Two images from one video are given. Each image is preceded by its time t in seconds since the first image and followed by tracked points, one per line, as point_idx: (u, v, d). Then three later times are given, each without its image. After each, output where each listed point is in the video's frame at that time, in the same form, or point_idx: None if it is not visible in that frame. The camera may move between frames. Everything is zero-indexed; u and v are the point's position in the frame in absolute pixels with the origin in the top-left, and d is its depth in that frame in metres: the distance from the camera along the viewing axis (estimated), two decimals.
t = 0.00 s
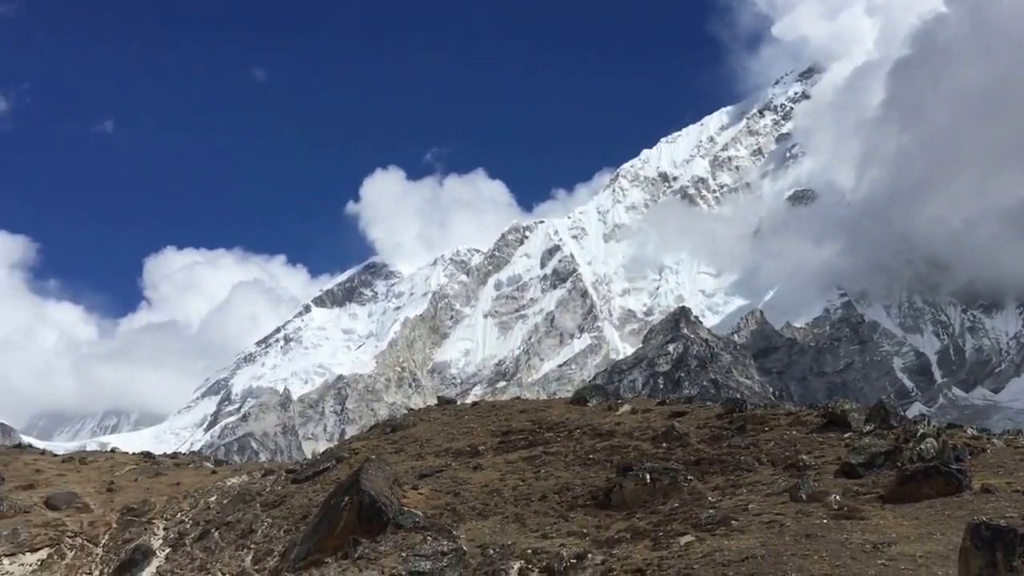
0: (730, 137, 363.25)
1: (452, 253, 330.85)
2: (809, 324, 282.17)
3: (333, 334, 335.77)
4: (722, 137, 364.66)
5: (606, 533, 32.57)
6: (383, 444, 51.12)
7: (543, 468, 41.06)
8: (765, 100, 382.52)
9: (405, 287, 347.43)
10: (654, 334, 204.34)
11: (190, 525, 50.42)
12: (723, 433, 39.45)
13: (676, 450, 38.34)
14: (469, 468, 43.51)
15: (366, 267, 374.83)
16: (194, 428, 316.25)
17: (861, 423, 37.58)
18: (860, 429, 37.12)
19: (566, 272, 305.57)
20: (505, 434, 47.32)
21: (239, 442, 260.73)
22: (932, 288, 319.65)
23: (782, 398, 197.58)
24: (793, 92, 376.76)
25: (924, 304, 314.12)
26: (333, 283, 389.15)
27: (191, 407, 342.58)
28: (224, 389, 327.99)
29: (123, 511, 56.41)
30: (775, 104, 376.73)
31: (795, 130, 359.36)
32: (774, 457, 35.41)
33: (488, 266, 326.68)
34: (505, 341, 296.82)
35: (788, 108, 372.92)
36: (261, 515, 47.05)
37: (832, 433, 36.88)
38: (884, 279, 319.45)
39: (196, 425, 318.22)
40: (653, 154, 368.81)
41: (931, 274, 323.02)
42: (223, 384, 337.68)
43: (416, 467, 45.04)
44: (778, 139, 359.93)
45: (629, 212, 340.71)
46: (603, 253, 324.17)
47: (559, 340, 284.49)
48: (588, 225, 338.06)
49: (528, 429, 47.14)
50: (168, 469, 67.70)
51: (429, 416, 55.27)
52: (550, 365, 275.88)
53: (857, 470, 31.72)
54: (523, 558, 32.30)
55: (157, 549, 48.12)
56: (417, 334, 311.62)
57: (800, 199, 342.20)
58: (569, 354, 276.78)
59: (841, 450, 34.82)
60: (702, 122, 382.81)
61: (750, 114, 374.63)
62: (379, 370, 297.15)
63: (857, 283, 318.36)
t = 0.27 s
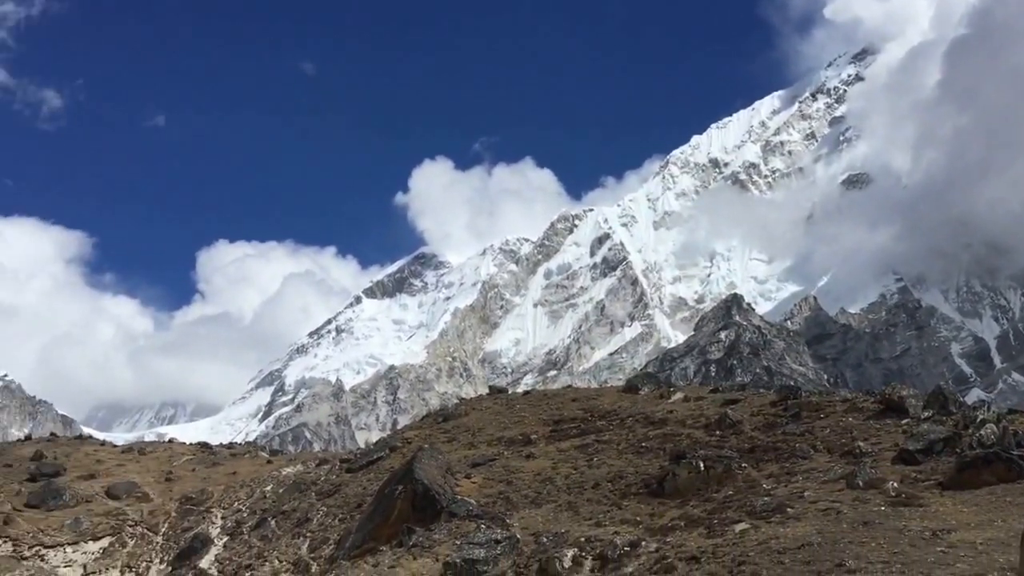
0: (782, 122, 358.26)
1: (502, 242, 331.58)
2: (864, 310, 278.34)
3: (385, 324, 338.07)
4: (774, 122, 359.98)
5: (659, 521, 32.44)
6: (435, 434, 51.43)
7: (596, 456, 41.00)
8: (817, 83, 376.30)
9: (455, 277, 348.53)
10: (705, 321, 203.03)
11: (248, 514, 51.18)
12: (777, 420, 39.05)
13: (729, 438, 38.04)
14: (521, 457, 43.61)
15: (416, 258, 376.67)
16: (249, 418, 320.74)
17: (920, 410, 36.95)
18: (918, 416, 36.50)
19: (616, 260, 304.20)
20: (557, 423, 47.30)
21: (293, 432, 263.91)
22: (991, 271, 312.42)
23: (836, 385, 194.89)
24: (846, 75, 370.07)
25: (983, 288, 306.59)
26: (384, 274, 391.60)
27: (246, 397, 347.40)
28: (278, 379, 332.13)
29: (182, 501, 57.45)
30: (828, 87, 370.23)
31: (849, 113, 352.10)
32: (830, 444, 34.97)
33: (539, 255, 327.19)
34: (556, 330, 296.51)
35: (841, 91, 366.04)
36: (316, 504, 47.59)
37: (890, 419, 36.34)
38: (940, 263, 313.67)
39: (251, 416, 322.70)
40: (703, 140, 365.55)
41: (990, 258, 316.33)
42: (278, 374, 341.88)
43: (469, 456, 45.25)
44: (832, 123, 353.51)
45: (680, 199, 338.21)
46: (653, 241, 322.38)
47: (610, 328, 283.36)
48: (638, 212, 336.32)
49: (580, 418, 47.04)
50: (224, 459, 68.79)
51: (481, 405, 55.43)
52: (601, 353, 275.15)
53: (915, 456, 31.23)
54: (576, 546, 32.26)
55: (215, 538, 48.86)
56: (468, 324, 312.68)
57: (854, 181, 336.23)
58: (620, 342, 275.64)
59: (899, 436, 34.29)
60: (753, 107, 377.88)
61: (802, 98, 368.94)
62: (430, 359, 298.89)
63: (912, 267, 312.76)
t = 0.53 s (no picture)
0: (828, 107, 353.48)
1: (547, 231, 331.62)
2: (914, 295, 272.55)
3: (430, 314, 339.87)
4: (819, 107, 355.54)
5: (707, 508, 32.61)
6: (483, 423, 51.92)
7: (642, 444, 41.20)
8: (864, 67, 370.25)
9: (500, 267, 349.23)
10: (752, 308, 201.96)
11: (297, 503, 52.10)
12: (825, 407, 38.96)
13: (777, 426, 38.02)
14: (568, 445, 43.96)
15: (461, 248, 377.95)
16: (297, 408, 324.45)
17: (969, 395, 36.67)
18: (968, 401, 36.21)
19: (661, 248, 302.68)
20: (603, 411, 47.55)
21: (341, 422, 266.69)
22: None
23: (885, 371, 192.43)
24: (894, 59, 363.57)
25: None
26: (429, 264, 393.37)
27: (294, 388, 351.38)
28: (325, 370, 335.45)
29: (232, 491, 58.64)
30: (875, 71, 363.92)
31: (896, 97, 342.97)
32: (877, 430, 34.88)
33: (583, 244, 327.22)
34: (601, 319, 296.15)
35: (888, 74, 356.55)
36: (364, 494, 48.33)
37: (939, 406, 36.12)
38: (990, 247, 307.93)
39: (300, 406, 326.37)
40: (748, 126, 362.62)
41: None
42: (325, 365, 345.27)
43: (516, 445, 45.70)
44: (878, 107, 346.23)
45: (725, 185, 335.91)
46: (698, 228, 320.74)
47: (656, 317, 282.28)
48: (683, 200, 334.83)
49: (626, 406, 47.25)
50: (272, 450, 69.97)
51: (527, 395, 55.85)
52: (647, 342, 274.42)
53: (965, 443, 31.05)
54: (624, 534, 32.56)
55: (265, 527, 49.78)
56: (513, 313, 313.55)
57: (901, 167, 327.34)
58: (667, 330, 274.52)
59: (948, 423, 34.11)
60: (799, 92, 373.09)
61: (848, 82, 363.42)
62: (476, 349, 300.20)
63: (962, 253, 307.70)
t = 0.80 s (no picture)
0: (869, 92, 348.32)
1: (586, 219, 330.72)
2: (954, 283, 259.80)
3: (470, 304, 340.75)
4: (860, 93, 350.60)
5: (749, 496, 32.56)
6: (524, 412, 52.20)
7: (682, 433, 41.19)
8: (905, 51, 363.90)
9: (539, 256, 349.01)
10: (795, 295, 200.42)
11: (339, 493, 52.70)
12: (867, 394, 38.68)
13: (818, 413, 37.79)
14: (608, 434, 44.08)
15: (500, 237, 378.22)
16: (339, 399, 327.06)
17: (1012, 381, 36.21)
18: (1011, 387, 35.79)
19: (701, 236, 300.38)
20: (644, 399, 47.58)
21: (382, 412, 268.54)
22: None
23: (928, 359, 189.34)
24: (936, 43, 356.73)
25: None
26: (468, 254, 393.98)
27: (336, 378, 354.22)
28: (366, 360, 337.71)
29: (275, 481, 59.52)
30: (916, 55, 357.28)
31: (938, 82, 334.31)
32: (920, 417, 34.56)
33: (623, 232, 326.55)
34: (642, 308, 294.94)
35: (930, 59, 351.31)
36: (406, 482, 48.80)
37: (982, 392, 35.68)
38: None
39: (341, 396, 328.98)
40: (788, 112, 360.00)
41: None
42: (365, 355, 347.56)
43: (557, 433, 45.87)
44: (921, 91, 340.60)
45: (765, 172, 333.27)
46: (738, 216, 318.76)
47: (696, 305, 280.58)
48: (723, 187, 333.19)
49: (667, 394, 47.26)
50: (314, 440, 70.69)
51: (567, 383, 56.01)
52: (687, 330, 272.84)
53: (1009, 429, 30.66)
54: (666, 522, 32.62)
55: (307, 517, 50.38)
56: (553, 303, 313.69)
57: (944, 151, 314.98)
58: (707, 318, 272.44)
59: (991, 409, 33.74)
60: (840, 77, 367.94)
61: (890, 67, 357.45)
62: (516, 339, 300.57)
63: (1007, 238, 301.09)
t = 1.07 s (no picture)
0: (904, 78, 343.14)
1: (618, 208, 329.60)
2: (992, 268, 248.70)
3: (504, 294, 341.09)
4: (895, 78, 345.54)
5: (783, 484, 32.40)
6: (558, 401, 52.26)
7: (717, 421, 41.03)
8: (941, 35, 357.76)
9: (572, 246, 348.40)
10: (829, 282, 198.69)
11: (374, 483, 53.06)
12: (903, 381, 38.32)
13: (854, 401, 37.49)
14: (643, 423, 44.03)
15: (533, 227, 378.05)
16: (373, 389, 328.89)
17: None
18: None
19: (735, 224, 298.10)
20: (678, 388, 47.45)
21: (416, 402, 269.82)
22: None
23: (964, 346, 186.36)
24: (972, 26, 349.82)
25: None
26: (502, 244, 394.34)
27: (370, 368, 356.12)
28: (400, 351, 339.30)
29: (310, 471, 60.07)
30: (952, 40, 350.51)
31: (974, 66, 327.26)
32: (958, 404, 34.15)
33: (656, 221, 325.30)
34: (675, 297, 293.68)
35: (966, 43, 344.11)
36: (441, 472, 49.04)
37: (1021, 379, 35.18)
38: None
39: (375, 387, 330.81)
40: (822, 99, 356.44)
41: None
42: (399, 346, 349.06)
43: (591, 423, 45.85)
44: (957, 76, 334.22)
45: (799, 159, 330.36)
46: (773, 203, 316.42)
47: (730, 293, 278.84)
48: (757, 175, 331.43)
49: (701, 383, 47.09)
50: (349, 430, 71.21)
51: (601, 373, 55.99)
52: (721, 319, 271.15)
53: None
54: (701, 511, 32.53)
55: (343, 507, 50.79)
56: (587, 292, 313.34)
57: (980, 136, 304.84)
58: (741, 307, 270.32)
59: None
60: (875, 62, 362.69)
61: (925, 51, 351.58)
62: (549, 328, 300.68)
63: None
